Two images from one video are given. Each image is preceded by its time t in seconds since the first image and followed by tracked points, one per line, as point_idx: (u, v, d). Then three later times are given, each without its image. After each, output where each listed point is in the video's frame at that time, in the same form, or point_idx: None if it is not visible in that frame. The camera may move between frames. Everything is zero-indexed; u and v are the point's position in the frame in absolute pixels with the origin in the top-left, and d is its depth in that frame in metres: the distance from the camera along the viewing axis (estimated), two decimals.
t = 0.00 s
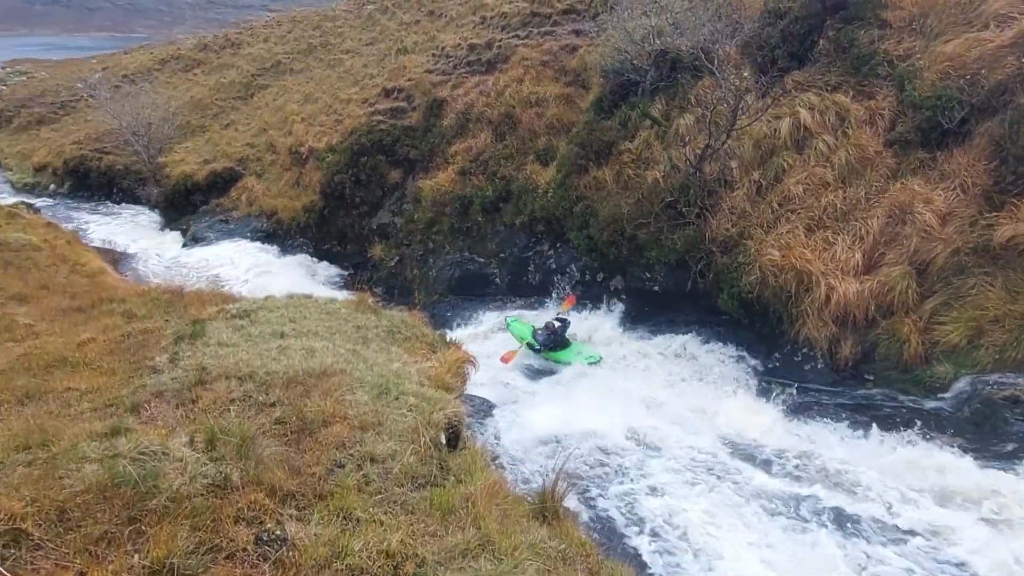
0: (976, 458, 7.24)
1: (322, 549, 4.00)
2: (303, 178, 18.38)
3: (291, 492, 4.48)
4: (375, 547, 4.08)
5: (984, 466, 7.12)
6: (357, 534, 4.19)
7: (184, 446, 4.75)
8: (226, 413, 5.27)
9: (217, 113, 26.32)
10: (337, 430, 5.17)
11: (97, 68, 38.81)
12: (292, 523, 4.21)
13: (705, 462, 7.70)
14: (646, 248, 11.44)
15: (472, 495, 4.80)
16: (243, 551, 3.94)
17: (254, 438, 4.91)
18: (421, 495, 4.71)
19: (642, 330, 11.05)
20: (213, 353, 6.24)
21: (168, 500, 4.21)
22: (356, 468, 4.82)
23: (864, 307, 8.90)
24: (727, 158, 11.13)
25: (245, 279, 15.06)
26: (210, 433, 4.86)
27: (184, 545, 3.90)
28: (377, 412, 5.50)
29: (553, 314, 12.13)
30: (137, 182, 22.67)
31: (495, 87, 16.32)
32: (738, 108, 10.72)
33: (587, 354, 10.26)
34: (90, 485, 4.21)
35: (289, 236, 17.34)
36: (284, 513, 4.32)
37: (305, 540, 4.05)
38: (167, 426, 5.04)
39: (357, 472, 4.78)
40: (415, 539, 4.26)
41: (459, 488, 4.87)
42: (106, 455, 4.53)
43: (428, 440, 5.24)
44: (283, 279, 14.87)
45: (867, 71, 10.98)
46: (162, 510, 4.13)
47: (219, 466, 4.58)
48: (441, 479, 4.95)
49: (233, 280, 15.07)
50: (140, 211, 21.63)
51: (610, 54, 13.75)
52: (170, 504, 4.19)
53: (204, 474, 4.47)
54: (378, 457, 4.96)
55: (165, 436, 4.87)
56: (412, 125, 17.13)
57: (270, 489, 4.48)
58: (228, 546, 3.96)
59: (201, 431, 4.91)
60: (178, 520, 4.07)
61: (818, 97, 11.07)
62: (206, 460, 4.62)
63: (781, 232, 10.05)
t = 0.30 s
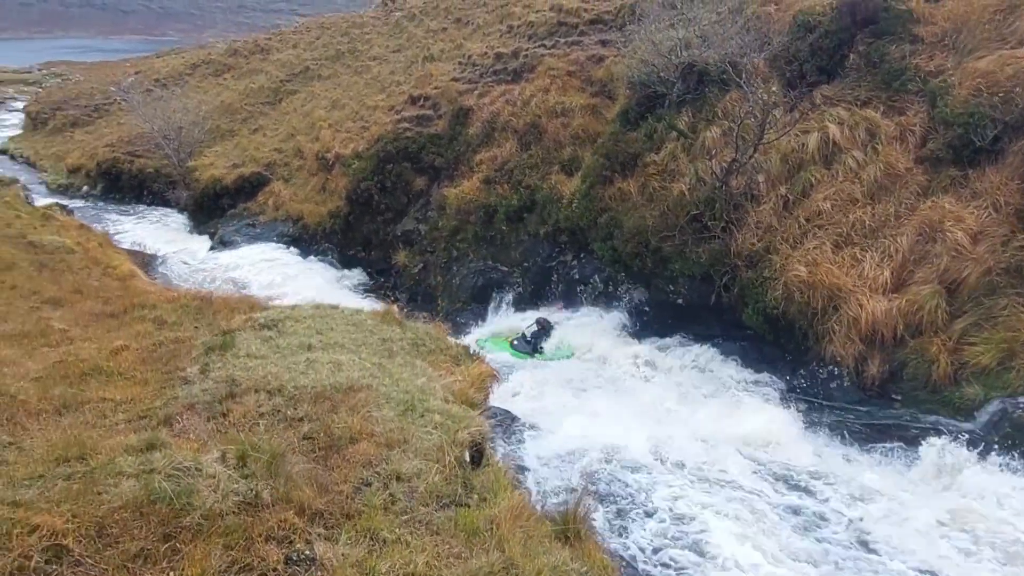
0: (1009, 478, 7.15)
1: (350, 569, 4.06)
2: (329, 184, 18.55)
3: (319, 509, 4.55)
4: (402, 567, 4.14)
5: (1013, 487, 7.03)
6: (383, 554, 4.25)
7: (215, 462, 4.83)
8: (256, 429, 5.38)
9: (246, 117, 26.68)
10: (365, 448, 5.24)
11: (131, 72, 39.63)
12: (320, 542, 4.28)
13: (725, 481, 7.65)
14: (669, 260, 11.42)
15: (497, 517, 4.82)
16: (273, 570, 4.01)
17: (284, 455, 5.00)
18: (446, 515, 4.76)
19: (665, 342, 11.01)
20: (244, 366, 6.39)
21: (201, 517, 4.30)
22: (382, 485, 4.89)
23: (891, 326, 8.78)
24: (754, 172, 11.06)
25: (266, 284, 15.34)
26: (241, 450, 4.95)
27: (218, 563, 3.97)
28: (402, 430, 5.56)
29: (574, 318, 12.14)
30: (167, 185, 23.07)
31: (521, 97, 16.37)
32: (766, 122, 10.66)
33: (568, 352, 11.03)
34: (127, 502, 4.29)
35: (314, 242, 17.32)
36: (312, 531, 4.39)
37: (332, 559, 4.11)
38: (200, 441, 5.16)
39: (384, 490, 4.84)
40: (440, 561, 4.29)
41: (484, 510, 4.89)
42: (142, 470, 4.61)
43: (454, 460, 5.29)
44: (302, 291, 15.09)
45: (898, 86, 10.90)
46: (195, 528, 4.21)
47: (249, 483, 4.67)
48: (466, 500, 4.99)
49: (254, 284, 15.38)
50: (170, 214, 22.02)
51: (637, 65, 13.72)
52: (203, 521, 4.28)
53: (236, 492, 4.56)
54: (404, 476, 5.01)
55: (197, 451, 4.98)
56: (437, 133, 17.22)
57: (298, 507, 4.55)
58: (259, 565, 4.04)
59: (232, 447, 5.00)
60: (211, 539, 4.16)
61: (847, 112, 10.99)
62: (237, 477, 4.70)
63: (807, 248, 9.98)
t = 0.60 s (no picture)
0: None
1: None
2: (356, 194, 18.72)
3: (350, 527, 4.63)
4: None
5: None
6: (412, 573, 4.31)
7: (247, 477, 4.91)
8: (287, 444, 5.48)
9: (276, 127, 27.06)
10: (393, 465, 5.29)
11: (164, 80, 40.36)
12: (351, 561, 4.36)
13: (748, 500, 7.59)
14: (695, 277, 11.38)
15: (523, 538, 4.82)
16: None
17: (314, 471, 5.08)
18: (474, 534, 4.80)
19: (690, 360, 10.96)
20: (273, 380, 6.50)
21: (235, 533, 4.38)
22: (410, 503, 4.94)
23: (919, 347, 8.60)
24: (782, 189, 10.98)
25: (290, 294, 15.46)
26: (273, 466, 5.03)
27: None
28: (429, 447, 5.61)
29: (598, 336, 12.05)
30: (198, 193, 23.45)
31: (548, 111, 16.42)
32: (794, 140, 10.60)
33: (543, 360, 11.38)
34: (163, 517, 4.36)
35: (341, 252, 17.42)
36: (343, 550, 4.46)
37: None
38: (232, 456, 5.27)
39: (412, 509, 4.89)
40: None
41: (511, 531, 4.91)
42: (176, 485, 4.68)
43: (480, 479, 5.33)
44: (324, 301, 15.20)
45: (928, 105, 10.81)
46: (230, 545, 4.30)
47: (281, 499, 4.76)
48: (492, 518, 5.02)
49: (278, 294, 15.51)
50: (200, 222, 22.38)
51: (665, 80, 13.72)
52: (237, 538, 4.36)
53: (268, 508, 4.64)
54: (432, 495, 5.05)
55: (230, 465, 5.08)
56: (464, 145, 17.32)
57: (329, 524, 4.63)
58: None
59: (264, 463, 5.08)
60: (245, 557, 4.24)
61: (877, 131, 10.92)
62: (269, 494, 4.78)
63: (835, 267, 9.88)
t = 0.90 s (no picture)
0: None
1: None
2: (387, 212, 18.91)
3: (382, 548, 4.66)
4: None
5: None
6: None
7: (283, 496, 4.97)
8: (320, 462, 5.54)
9: (310, 146, 27.51)
10: (426, 485, 5.32)
11: (202, 100, 41.35)
12: None
13: (779, 529, 7.45)
14: (725, 299, 11.30)
15: (553, 564, 4.78)
16: None
17: (347, 492, 5.13)
18: (504, 557, 4.81)
19: (719, 382, 10.81)
20: (307, 398, 6.59)
21: (271, 552, 4.43)
22: (441, 525, 4.96)
23: (958, 375, 8.46)
24: (815, 213, 10.90)
25: (323, 309, 15.68)
26: (308, 486, 5.09)
27: None
28: (459, 469, 5.63)
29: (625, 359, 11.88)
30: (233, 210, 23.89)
31: (579, 132, 16.51)
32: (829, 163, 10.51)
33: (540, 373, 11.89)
34: (203, 533, 4.44)
35: (371, 268, 17.59)
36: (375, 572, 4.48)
37: None
38: (268, 473, 5.34)
39: (442, 531, 4.90)
40: None
41: (541, 555, 4.89)
42: (215, 502, 4.76)
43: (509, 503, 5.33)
44: (357, 316, 15.34)
45: (968, 129, 10.70)
46: (265, 564, 4.34)
47: (315, 518, 4.81)
48: (522, 542, 5.02)
49: (311, 309, 15.74)
50: (234, 238, 22.77)
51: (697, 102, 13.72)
52: (274, 556, 4.42)
53: (303, 526, 4.69)
54: (462, 517, 5.07)
55: (266, 482, 5.16)
56: (495, 165, 17.43)
57: (362, 544, 4.67)
58: None
59: (299, 483, 5.14)
60: None
61: (913, 154, 10.81)
62: (304, 512, 4.83)
63: (870, 292, 9.76)
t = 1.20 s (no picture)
0: None
1: None
2: (420, 237, 19.11)
3: None
4: None
5: None
6: None
7: (319, 520, 5.01)
8: (355, 487, 5.59)
9: (346, 171, 28.01)
10: (460, 513, 5.34)
11: (241, 127, 42.44)
12: None
13: (815, 567, 7.30)
14: (761, 328, 11.19)
15: None
16: None
17: (382, 518, 5.17)
18: None
19: (754, 413, 10.65)
20: (342, 422, 6.68)
21: None
22: (475, 554, 4.97)
23: (1006, 412, 8.22)
24: (854, 242, 10.78)
25: (358, 332, 15.85)
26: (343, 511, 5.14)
27: None
28: (494, 498, 5.64)
29: (656, 390, 11.72)
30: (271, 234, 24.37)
31: (612, 159, 16.57)
32: (868, 192, 10.40)
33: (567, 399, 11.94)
34: (242, 555, 4.49)
35: (404, 292, 17.76)
36: None
37: None
38: (304, 497, 5.41)
39: (476, 560, 4.91)
40: None
41: None
42: (254, 524, 4.83)
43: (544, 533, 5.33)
44: (383, 339, 15.48)
45: (1012, 158, 10.53)
46: None
47: (350, 544, 4.84)
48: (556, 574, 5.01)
49: (346, 332, 15.93)
50: (271, 261, 23.22)
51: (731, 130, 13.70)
52: None
53: (339, 551, 4.72)
54: (496, 547, 5.07)
55: (303, 506, 5.21)
56: (528, 191, 17.55)
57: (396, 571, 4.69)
58: None
59: (334, 507, 5.19)
60: None
61: (956, 184, 10.68)
62: (340, 537, 4.86)
63: (912, 323, 9.57)
